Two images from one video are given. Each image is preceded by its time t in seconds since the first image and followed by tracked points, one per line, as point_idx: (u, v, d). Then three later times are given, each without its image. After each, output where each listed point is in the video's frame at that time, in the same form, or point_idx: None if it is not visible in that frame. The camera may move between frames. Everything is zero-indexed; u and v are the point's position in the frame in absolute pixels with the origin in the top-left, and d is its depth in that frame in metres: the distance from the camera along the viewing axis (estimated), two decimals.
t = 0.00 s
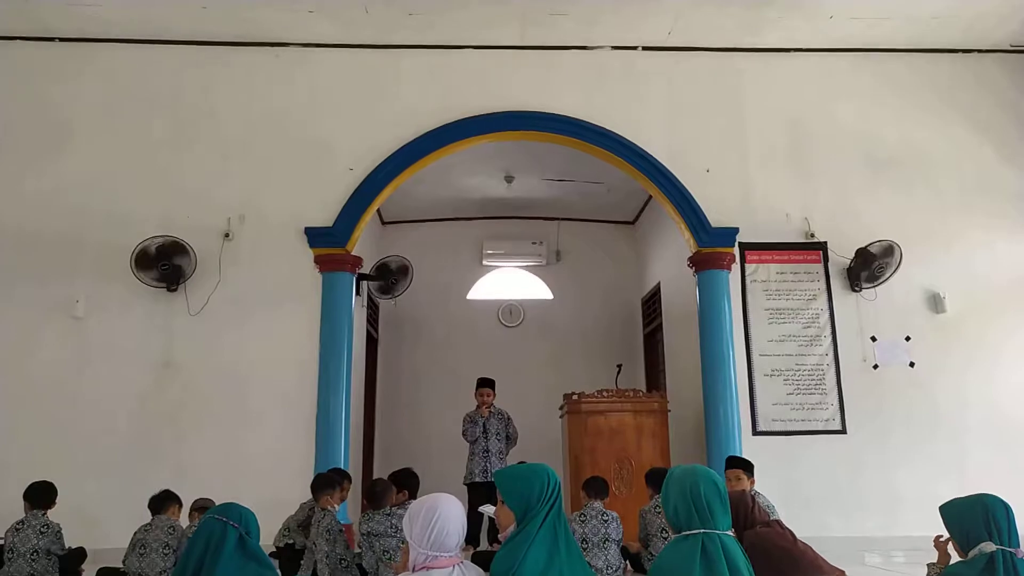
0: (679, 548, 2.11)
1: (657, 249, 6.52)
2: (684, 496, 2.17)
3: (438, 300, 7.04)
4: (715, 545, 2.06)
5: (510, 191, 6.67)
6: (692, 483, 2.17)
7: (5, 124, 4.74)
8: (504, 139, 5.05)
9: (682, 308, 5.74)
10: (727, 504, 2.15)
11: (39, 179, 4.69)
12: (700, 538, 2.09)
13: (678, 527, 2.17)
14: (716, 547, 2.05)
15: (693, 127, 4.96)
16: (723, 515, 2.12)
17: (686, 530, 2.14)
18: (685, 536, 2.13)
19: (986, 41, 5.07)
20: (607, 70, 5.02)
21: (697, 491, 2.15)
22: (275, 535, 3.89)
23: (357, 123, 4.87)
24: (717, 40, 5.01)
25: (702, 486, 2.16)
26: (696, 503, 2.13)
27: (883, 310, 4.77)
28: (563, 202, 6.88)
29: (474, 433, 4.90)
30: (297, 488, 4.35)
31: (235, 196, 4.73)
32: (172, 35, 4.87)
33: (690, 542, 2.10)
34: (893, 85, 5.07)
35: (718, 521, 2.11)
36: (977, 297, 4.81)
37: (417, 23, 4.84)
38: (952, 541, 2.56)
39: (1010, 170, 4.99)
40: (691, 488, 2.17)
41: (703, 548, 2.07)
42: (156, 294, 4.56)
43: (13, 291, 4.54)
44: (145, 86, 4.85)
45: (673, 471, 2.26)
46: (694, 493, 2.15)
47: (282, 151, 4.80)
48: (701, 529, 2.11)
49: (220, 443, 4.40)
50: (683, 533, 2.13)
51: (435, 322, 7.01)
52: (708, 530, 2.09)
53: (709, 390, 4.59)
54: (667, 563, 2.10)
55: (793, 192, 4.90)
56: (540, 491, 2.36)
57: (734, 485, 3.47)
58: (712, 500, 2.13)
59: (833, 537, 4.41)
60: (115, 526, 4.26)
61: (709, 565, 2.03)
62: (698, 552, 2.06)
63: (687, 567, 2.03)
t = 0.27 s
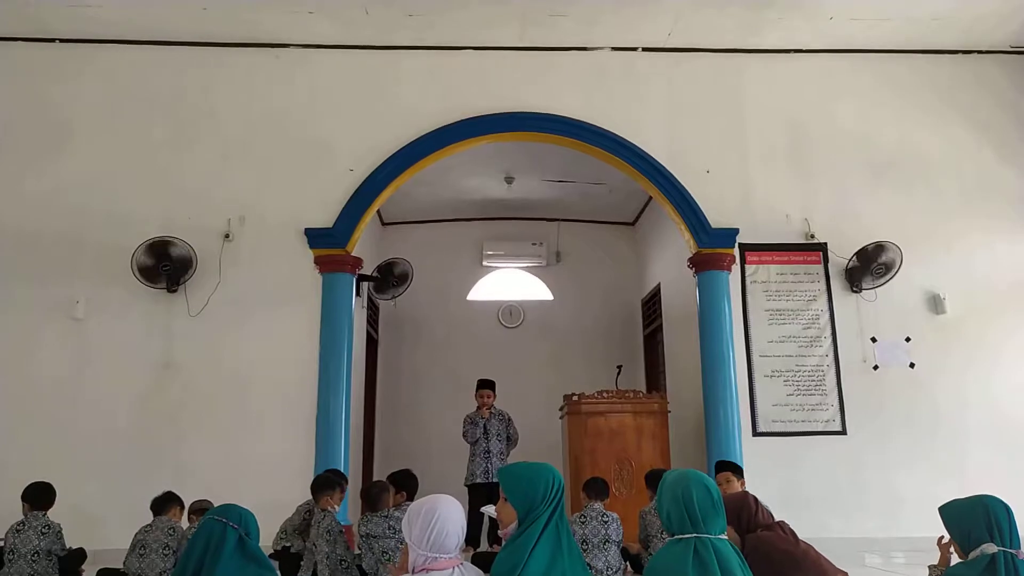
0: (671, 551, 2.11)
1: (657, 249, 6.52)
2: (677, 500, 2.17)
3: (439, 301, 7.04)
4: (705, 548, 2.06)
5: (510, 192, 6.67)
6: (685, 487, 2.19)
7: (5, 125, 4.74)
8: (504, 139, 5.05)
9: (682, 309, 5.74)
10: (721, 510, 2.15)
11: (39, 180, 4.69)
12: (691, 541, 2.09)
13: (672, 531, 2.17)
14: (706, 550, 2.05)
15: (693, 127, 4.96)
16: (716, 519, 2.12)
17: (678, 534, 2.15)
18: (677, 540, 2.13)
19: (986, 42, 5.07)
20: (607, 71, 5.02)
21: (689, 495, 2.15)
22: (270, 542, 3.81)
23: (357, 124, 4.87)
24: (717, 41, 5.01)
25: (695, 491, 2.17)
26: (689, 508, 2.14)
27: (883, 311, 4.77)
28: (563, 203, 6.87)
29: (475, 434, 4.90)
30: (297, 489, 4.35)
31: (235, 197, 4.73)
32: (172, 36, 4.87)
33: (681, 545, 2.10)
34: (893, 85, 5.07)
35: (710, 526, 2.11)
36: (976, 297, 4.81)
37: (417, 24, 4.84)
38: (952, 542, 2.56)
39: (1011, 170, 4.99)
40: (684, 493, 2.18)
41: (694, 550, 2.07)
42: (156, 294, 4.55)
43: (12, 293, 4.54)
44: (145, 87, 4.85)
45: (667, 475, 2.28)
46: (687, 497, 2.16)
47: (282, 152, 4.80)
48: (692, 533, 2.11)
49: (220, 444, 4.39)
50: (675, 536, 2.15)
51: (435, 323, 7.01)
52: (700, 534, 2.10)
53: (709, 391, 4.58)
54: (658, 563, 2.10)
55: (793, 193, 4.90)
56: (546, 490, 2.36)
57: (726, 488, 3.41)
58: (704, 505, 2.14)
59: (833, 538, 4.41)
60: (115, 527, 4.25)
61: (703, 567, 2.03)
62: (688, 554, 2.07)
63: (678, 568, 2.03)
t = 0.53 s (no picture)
0: (665, 555, 2.12)
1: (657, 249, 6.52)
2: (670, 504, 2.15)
3: (439, 301, 7.04)
4: (696, 556, 2.06)
5: (510, 191, 6.67)
6: (677, 490, 2.16)
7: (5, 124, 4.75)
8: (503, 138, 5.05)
9: (683, 308, 5.73)
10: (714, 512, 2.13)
11: (39, 179, 4.70)
12: (683, 548, 2.09)
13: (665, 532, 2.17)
14: (697, 557, 2.05)
15: (693, 126, 4.96)
16: (711, 523, 2.10)
17: (672, 537, 2.14)
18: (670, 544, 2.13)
19: (987, 41, 5.06)
20: (607, 70, 5.02)
21: (678, 502, 2.13)
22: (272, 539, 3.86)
23: (357, 123, 4.87)
24: (717, 40, 5.01)
25: (684, 495, 2.14)
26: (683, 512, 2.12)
27: (883, 310, 4.76)
28: (563, 202, 6.87)
29: (475, 433, 4.90)
30: (297, 488, 4.35)
31: (235, 196, 4.73)
32: (172, 35, 4.87)
33: (674, 551, 2.10)
34: (893, 84, 5.07)
35: (704, 530, 2.10)
36: (977, 297, 4.81)
37: (417, 23, 4.84)
38: (952, 541, 2.57)
39: (1011, 169, 4.99)
40: (677, 496, 2.15)
41: (685, 558, 2.07)
42: (156, 294, 4.56)
43: (13, 292, 4.54)
44: (145, 86, 4.85)
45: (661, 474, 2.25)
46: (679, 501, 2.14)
47: (282, 152, 4.80)
48: (684, 539, 2.11)
49: (220, 443, 4.40)
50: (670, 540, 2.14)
51: (435, 322, 7.01)
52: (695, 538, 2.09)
53: (709, 390, 4.58)
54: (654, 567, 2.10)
55: (793, 192, 4.89)
56: (551, 489, 2.35)
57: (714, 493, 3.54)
58: (695, 510, 2.11)
59: (833, 537, 4.40)
60: (116, 526, 4.26)
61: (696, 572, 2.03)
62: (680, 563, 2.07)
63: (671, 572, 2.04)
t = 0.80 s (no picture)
0: (678, 550, 2.11)
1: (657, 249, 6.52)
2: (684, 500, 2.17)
3: (439, 301, 7.04)
4: (715, 550, 2.08)
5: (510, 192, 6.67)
6: (693, 487, 2.18)
7: (5, 125, 4.75)
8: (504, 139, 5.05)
9: (683, 308, 5.73)
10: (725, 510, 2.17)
11: (40, 180, 4.70)
12: (701, 541, 2.10)
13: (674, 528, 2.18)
14: (715, 552, 2.07)
15: (693, 127, 4.96)
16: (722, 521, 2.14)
17: (684, 531, 2.15)
18: (684, 538, 2.13)
19: (987, 41, 5.06)
20: (606, 70, 5.02)
21: (698, 497, 2.15)
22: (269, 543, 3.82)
23: (357, 123, 4.87)
24: (717, 40, 5.01)
25: (701, 491, 2.17)
26: (700, 506, 2.14)
27: (884, 310, 4.76)
28: (563, 202, 6.87)
29: (474, 434, 4.90)
30: (297, 489, 4.35)
31: (235, 196, 4.73)
32: (172, 36, 4.87)
33: (690, 544, 2.10)
34: (893, 85, 5.07)
35: (717, 525, 2.13)
36: (977, 297, 4.80)
37: (416, 24, 4.84)
38: (951, 542, 2.57)
39: (1011, 169, 4.99)
40: (694, 493, 2.17)
41: (703, 552, 2.08)
42: (156, 294, 4.56)
43: (13, 292, 4.55)
44: (145, 86, 4.85)
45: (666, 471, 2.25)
46: (695, 497, 2.16)
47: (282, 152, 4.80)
48: (701, 532, 2.11)
49: (220, 443, 4.40)
50: (681, 534, 2.14)
51: (435, 323, 7.01)
52: (709, 534, 2.11)
53: (709, 390, 4.58)
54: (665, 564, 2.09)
55: (793, 193, 4.89)
56: (554, 488, 2.36)
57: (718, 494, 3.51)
58: (713, 506, 2.15)
59: (834, 537, 4.40)
60: (116, 527, 4.26)
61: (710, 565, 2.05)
62: (698, 556, 2.07)
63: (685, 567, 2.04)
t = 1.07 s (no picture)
0: (682, 558, 2.10)
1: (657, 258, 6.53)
2: (687, 507, 2.17)
3: (439, 310, 7.04)
4: (721, 558, 2.07)
5: (510, 200, 6.68)
6: (698, 495, 2.19)
7: (6, 134, 4.76)
8: (504, 148, 5.06)
9: (683, 317, 5.73)
10: (728, 518, 2.17)
11: (41, 189, 4.70)
12: (707, 549, 2.09)
13: (677, 536, 2.17)
14: (723, 560, 2.07)
15: (693, 136, 4.97)
16: (726, 529, 2.14)
17: (688, 539, 2.14)
18: (690, 546, 2.12)
19: (986, 51, 5.08)
20: (606, 79, 5.03)
21: (703, 504, 2.15)
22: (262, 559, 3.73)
23: (357, 132, 4.88)
24: (716, 50, 5.03)
25: (706, 500, 2.17)
26: (704, 514, 2.14)
27: (884, 319, 4.76)
28: (563, 211, 6.88)
29: (473, 443, 4.89)
30: (297, 498, 4.33)
31: (235, 205, 4.74)
32: (173, 45, 4.89)
33: (697, 552, 2.09)
34: (892, 94, 5.09)
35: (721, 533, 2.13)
36: (977, 306, 4.81)
37: (417, 34, 4.85)
38: (954, 552, 2.56)
39: (1010, 178, 5.00)
40: (698, 501, 2.17)
41: (710, 560, 2.07)
42: (156, 303, 4.56)
43: (13, 301, 4.54)
44: (146, 96, 4.86)
45: (670, 478, 2.25)
46: (700, 505, 2.16)
47: (282, 161, 4.81)
48: (707, 539, 2.11)
49: (219, 452, 4.39)
50: (686, 542, 2.13)
51: (435, 331, 7.00)
52: (715, 542, 2.11)
53: (710, 399, 4.58)
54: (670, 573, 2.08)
55: (792, 202, 4.90)
56: (556, 496, 2.35)
57: (734, 496, 3.53)
58: (718, 514, 2.15)
59: (835, 547, 4.39)
60: (114, 537, 4.24)
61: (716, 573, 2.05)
62: (705, 564, 2.06)
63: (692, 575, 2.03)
